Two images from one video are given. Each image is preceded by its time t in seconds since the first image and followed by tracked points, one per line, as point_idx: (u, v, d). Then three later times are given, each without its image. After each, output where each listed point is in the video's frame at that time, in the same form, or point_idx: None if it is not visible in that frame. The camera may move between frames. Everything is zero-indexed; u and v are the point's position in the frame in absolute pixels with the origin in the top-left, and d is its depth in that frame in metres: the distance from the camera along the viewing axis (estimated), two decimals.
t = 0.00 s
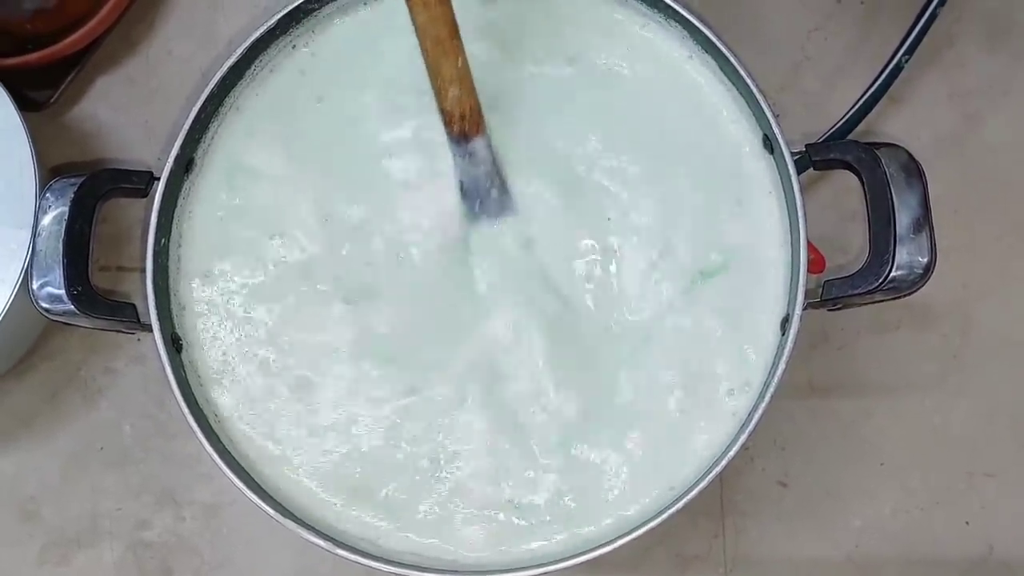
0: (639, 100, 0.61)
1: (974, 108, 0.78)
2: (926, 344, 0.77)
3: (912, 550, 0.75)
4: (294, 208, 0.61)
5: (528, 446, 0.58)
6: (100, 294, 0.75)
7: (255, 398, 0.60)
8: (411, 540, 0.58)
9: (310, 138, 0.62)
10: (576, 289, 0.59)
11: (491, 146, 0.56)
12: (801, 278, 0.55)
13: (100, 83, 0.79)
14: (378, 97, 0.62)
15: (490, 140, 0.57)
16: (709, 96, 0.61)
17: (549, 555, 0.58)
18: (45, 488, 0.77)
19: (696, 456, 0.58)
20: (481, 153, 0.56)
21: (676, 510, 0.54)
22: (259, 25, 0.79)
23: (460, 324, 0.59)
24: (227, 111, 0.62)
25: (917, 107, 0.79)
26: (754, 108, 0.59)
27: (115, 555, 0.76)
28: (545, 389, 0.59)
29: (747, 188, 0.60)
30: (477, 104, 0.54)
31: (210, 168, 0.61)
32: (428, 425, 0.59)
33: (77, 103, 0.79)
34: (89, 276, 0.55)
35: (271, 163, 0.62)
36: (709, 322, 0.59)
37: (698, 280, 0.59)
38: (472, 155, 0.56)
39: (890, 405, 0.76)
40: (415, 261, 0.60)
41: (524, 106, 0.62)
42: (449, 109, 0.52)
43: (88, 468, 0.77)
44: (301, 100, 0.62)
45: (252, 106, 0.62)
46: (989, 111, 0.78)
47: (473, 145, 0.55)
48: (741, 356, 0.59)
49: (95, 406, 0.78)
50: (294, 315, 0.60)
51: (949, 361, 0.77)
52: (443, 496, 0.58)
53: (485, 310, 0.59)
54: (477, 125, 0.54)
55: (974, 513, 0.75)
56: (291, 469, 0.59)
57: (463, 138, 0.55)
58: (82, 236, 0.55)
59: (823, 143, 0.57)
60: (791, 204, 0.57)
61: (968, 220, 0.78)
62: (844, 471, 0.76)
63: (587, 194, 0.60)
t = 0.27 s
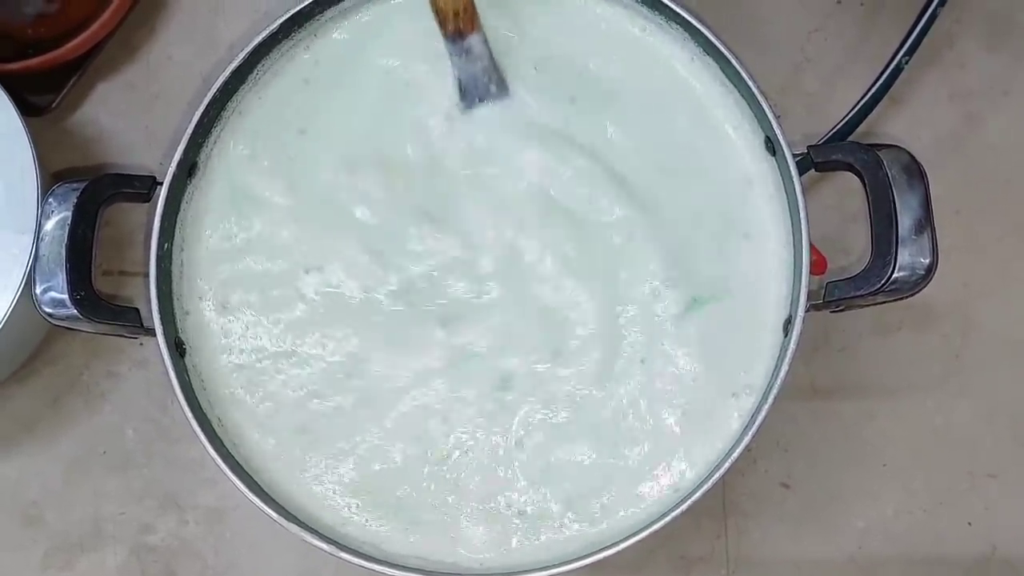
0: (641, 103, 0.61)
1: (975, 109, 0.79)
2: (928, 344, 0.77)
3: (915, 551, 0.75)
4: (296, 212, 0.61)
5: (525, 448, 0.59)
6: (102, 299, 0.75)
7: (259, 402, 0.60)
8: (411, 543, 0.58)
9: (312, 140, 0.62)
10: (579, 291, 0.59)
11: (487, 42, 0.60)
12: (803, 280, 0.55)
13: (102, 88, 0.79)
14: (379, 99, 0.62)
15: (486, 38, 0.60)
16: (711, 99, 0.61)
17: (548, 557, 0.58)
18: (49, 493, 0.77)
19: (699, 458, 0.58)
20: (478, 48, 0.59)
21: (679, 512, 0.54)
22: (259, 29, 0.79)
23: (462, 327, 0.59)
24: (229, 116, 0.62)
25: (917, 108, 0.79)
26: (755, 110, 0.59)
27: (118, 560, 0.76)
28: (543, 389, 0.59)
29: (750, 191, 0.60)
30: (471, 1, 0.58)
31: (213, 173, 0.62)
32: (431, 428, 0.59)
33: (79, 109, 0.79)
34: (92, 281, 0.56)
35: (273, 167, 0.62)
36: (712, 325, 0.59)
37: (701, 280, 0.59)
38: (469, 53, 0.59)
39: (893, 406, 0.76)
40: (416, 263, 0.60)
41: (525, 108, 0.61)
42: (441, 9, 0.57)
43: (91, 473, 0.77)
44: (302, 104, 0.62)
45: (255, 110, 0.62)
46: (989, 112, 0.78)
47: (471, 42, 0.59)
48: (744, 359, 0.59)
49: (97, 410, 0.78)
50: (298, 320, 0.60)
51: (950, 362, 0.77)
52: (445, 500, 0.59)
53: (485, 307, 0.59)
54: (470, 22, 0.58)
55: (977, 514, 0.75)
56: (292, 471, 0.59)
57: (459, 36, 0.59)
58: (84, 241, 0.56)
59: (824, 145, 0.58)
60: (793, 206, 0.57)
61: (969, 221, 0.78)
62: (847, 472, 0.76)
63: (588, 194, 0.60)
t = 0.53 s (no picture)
0: (639, 103, 0.61)
1: (974, 109, 0.78)
2: (927, 344, 0.77)
3: (915, 550, 0.75)
4: (294, 213, 0.61)
5: (519, 447, 0.59)
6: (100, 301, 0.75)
7: (258, 404, 0.60)
8: (411, 545, 0.58)
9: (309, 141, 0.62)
10: (576, 292, 0.59)
11: None
12: (802, 278, 0.55)
13: (99, 88, 0.79)
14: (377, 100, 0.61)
15: None
16: (710, 99, 0.61)
17: (549, 559, 0.58)
18: (46, 495, 0.77)
19: (698, 459, 0.58)
20: None
21: (678, 512, 0.54)
22: (257, 30, 0.79)
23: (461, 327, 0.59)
24: (226, 116, 0.61)
25: (916, 107, 0.79)
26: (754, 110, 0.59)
27: (116, 562, 0.76)
28: (539, 389, 0.59)
29: (749, 190, 0.60)
30: None
31: (209, 174, 0.61)
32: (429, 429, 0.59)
33: (76, 109, 0.79)
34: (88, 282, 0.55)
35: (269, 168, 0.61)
36: (711, 325, 0.59)
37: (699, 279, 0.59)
38: None
39: (892, 406, 0.76)
40: (415, 264, 0.60)
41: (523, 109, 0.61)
42: None
43: (89, 475, 0.77)
44: (299, 105, 0.62)
45: (252, 110, 0.62)
46: (988, 111, 0.78)
47: None
48: (742, 359, 0.58)
49: (94, 412, 0.77)
50: (296, 321, 0.60)
51: (950, 362, 0.76)
52: (445, 499, 0.59)
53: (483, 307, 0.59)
54: None
55: (977, 513, 0.75)
56: (291, 474, 0.59)
57: None
58: (81, 242, 0.55)
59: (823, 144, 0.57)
60: (791, 205, 0.57)
61: (969, 220, 0.78)
62: (846, 472, 0.75)
63: (585, 197, 0.60)
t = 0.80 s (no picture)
0: (638, 105, 0.61)
1: (975, 111, 0.78)
2: (928, 347, 0.77)
3: (915, 553, 0.75)
4: (293, 215, 0.61)
5: (519, 450, 0.58)
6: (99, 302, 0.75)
7: (257, 405, 0.60)
8: (411, 547, 0.58)
9: (308, 142, 0.62)
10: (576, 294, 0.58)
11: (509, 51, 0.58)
12: (802, 279, 0.55)
13: (99, 88, 0.79)
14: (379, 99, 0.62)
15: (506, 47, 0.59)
16: (709, 101, 0.61)
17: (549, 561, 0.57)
18: (45, 496, 0.77)
19: (698, 461, 0.58)
20: (500, 56, 0.58)
21: (678, 515, 0.54)
22: (257, 30, 0.79)
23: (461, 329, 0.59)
24: (226, 117, 0.61)
25: (917, 110, 0.78)
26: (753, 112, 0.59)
27: (115, 563, 0.76)
28: (539, 391, 0.59)
29: (748, 193, 0.60)
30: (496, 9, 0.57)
31: (209, 175, 0.61)
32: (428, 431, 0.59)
33: (77, 109, 0.79)
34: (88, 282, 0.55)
35: (269, 169, 0.62)
36: (711, 327, 0.59)
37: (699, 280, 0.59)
38: (490, 61, 0.58)
39: (893, 408, 0.76)
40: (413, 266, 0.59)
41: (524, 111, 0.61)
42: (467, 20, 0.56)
43: (88, 476, 0.77)
44: (299, 107, 0.62)
45: (251, 112, 0.62)
46: (989, 114, 0.78)
47: (492, 49, 0.58)
48: (742, 360, 0.58)
49: (94, 413, 0.77)
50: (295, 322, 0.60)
51: (950, 364, 0.76)
52: (445, 501, 0.58)
53: (484, 308, 0.59)
54: (494, 32, 0.57)
55: (977, 516, 0.75)
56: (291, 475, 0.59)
57: (481, 44, 0.57)
58: (80, 242, 0.55)
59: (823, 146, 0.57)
60: (791, 206, 0.57)
61: (969, 223, 0.78)
62: (846, 475, 0.75)
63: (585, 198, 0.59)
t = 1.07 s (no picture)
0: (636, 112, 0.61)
1: (974, 115, 0.78)
2: (927, 351, 0.77)
3: (915, 556, 0.74)
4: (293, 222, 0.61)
5: (519, 457, 0.58)
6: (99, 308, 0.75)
7: (257, 412, 0.60)
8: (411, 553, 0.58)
9: (308, 149, 0.62)
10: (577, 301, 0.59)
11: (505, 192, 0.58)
12: (803, 284, 0.55)
13: (99, 93, 0.79)
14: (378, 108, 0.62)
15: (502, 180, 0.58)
16: (708, 106, 0.61)
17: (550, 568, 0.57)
18: (45, 501, 0.77)
19: (698, 466, 0.58)
20: (496, 197, 0.57)
21: (678, 521, 0.54)
22: (256, 35, 0.79)
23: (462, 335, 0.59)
24: (225, 124, 0.61)
25: (916, 113, 0.79)
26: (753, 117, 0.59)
27: (115, 568, 0.76)
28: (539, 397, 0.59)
29: (747, 198, 0.60)
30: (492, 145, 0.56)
31: (208, 182, 0.61)
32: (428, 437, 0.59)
33: (76, 114, 0.79)
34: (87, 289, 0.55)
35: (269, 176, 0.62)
36: (711, 333, 0.59)
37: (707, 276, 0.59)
38: (488, 202, 0.58)
39: (892, 412, 0.76)
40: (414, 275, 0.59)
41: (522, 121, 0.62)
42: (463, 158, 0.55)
43: (88, 481, 0.77)
44: (297, 114, 0.63)
45: (250, 119, 0.62)
46: (988, 118, 0.78)
47: (488, 189, 0.57)
48: (742, 366, 0.58)
49: (94, 418, 0.77)
50: (295, 328, 0.60)
51: (949, 368, 0.76)
52: (445, 508, 0.58)
53: (485, 315, 0.59)
54: (490, 171, 0.56)
55: (978, 520, 0.75)
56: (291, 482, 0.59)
57: (477, 183, 0.57)
58: (79, 248, 0.55)
59: (822, 151, 0.58)
60: (791, 212, 0.57)
61: (968, 227, 0.78)
62: (846, 479, 0.75)
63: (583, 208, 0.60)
